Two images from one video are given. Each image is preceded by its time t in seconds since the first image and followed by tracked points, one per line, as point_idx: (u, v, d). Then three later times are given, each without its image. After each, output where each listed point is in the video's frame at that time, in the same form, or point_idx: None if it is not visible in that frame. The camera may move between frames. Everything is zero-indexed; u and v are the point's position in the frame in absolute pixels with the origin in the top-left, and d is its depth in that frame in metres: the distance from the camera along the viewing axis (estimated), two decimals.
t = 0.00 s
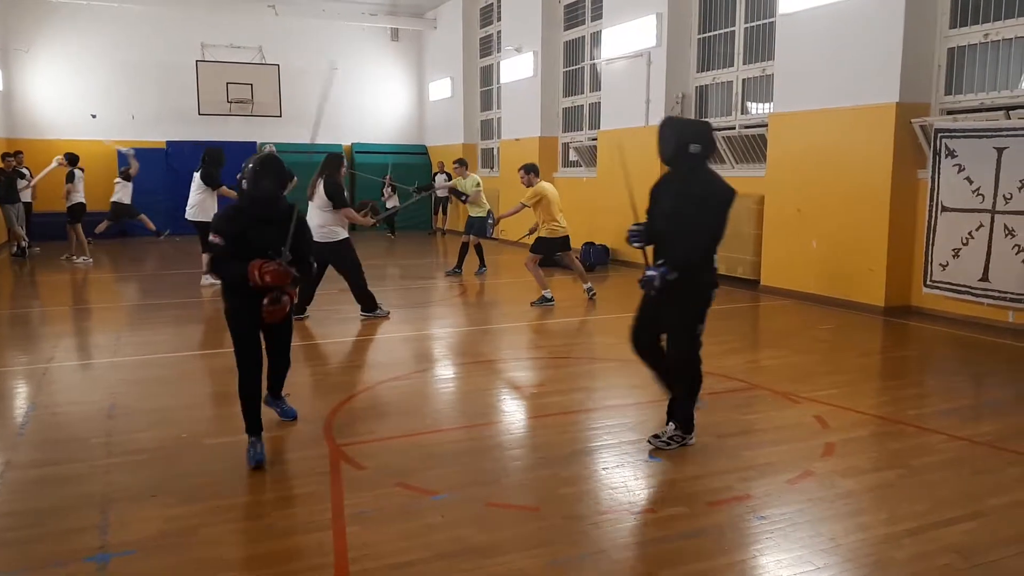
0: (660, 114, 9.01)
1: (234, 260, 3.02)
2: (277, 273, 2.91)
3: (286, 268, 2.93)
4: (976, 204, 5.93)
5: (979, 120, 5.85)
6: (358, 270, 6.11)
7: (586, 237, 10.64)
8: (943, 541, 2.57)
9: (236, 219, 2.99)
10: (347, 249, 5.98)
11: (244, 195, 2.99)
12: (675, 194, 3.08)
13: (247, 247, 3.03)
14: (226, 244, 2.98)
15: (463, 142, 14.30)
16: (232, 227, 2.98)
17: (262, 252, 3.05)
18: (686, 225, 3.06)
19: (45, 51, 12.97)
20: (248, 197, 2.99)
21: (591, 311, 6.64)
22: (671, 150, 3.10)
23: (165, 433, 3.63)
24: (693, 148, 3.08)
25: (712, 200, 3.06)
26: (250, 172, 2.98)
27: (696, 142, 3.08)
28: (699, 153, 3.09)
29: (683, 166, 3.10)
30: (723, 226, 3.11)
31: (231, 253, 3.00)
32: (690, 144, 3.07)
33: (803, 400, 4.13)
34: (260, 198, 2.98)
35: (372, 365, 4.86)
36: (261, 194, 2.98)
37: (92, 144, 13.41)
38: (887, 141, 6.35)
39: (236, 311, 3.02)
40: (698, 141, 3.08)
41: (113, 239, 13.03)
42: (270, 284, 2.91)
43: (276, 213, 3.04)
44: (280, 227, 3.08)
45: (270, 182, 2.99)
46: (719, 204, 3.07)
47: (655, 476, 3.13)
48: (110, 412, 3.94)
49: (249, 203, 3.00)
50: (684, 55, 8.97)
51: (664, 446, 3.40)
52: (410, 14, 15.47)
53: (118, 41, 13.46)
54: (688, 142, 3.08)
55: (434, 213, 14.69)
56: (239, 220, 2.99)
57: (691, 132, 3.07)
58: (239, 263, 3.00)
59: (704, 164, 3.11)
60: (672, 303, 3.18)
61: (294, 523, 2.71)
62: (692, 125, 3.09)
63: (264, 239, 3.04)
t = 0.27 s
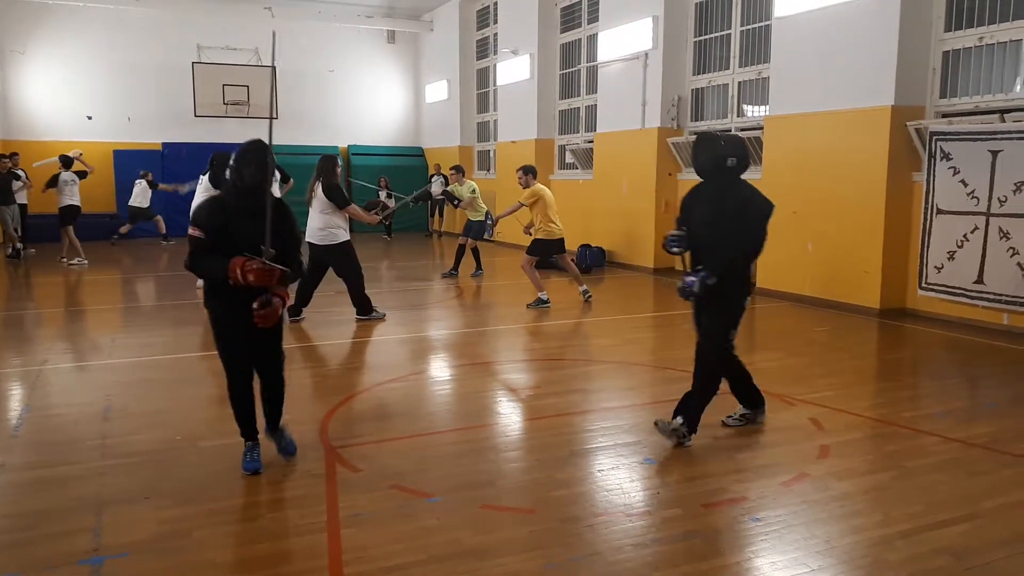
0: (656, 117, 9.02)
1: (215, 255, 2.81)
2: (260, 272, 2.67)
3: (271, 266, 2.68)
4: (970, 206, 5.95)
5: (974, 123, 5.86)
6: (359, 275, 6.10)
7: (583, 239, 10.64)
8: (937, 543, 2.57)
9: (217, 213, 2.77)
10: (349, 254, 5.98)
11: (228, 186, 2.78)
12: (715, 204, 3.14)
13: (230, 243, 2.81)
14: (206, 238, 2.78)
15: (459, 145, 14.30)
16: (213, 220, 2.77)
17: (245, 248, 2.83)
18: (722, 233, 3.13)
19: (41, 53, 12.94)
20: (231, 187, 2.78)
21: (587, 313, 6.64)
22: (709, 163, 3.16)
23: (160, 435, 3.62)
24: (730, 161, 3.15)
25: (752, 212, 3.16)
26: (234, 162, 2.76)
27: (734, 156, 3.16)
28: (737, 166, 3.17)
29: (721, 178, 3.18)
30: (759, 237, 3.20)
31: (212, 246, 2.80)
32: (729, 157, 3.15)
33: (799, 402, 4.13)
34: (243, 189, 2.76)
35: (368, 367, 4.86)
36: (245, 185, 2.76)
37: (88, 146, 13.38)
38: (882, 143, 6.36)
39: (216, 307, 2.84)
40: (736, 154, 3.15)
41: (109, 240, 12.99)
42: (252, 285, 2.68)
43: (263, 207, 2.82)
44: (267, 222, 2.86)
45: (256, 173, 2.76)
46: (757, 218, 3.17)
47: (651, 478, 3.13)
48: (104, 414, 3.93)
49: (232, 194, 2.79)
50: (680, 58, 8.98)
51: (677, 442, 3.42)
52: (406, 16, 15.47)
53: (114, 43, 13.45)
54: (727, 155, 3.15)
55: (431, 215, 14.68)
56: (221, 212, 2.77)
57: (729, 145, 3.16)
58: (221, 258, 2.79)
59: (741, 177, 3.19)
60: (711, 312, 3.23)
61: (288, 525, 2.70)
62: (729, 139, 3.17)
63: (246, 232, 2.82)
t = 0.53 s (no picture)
0: (655, 118, 9.02)
1: (205, 265, 2.54)
2: (260, 280, 2.39)
3: (271, 274, 2.41)
4: (969, 207, 5.95)
5: (972, 124, 5.87)
6: (361, 275, 6.10)
7: (582, 240, 10.64)
8: (935, 544, 2.57)
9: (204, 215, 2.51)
10: (352, 253, 5.96)
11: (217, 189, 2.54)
12: (742, 194, 3.40)
13: (222, 249, 2.56)
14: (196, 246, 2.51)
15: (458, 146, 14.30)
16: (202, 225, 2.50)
17: (238, 255, 2.58)
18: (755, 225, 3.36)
19: (39, 53, 12.94)
20: (221, 191, 2.54)
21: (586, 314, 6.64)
22: (739, 155, 3.37)
23: (158, 436, 3.62)
24: (759, 154, 3.36)
25: (781, 202, 3.34)
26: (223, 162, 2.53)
27: (764, 148, 3.36)
28: (767, 158, 3.37)
29: (751, 170, 3.39)
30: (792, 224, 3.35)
31: (201, 255, 2.53)
32: (757, 150, 3.35)
33: (797, 403, 4.14)
34: (235, 190, 2.53)
35: (367, 368, 4.86)
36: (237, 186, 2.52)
37: (86, 147, 13.38)
38: (881, 144, 6.37)
39: (206, 323, 2.58)
40: (764, 147, 3.35)
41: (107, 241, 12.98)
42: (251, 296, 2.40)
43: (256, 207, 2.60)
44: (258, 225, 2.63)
45: (248, 176, 2.53)
46: (793, 210, 3.34)
47: (651, 479, 3.13)
48: (103, 415, 3.93)
49: (223, 196, 2.55)
50: (679, 59, 8.98)
51: (758, 434, 3.59)
52: (405, 17, 15.46)
53: (113, 44, 13.45)
54: (756, 148, 3.35)
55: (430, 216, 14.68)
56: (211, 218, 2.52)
57: (757, 140, 3.34)
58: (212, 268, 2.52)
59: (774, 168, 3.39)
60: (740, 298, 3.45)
61: (287, 527, 2.70)
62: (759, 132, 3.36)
63: (237, 239, 2.57)
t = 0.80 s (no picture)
0: (663, 120, 9.02)
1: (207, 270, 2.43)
2: (278, 292, 2.34)
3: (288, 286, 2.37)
4: (979, 211, 5.92)
5: (982, 127, 5.84)
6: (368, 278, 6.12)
7: (590, 243, 10.64)
8: (942, 548, 2.56)
9: (209, 219, 2.40)
10: (360, 257, 5.99)
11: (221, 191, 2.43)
12: (780, 201, 3.51)
13: (226, 255, 2.46)
14: (201, 251, 2.40)
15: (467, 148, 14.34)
16: (207, 229, 2.40)
17: (241, 260, 2.49)
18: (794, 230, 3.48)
19: (52, 58, 13.07)
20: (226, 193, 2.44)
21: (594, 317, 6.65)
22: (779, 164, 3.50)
23: (167, 437, 3.65)
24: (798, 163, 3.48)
25: (818, 210, 3.49)
26: (230, 164, 2.43)
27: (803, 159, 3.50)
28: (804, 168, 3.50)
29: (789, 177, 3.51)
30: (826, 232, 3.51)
31: (204, 261, 2.43)
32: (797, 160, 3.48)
33: (804, 406, 4.12)
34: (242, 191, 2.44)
35: (375, 370, 4.88)
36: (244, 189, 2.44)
37: (98, 150, 13.49)
38: (890, 147, 6.35)
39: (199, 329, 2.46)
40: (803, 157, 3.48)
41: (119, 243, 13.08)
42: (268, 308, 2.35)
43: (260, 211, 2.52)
44: (261, 229, 2.54)
45: (257, 179, 2.46)
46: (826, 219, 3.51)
47: (657, 482, 3.13)
48: (113, 416, 3.96)
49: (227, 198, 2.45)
50: (687, 62, 8.98)
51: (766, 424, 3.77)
52: (415, 21, 15.53)
53: (125, 48, 13.56)
54: (796, 158, 3.48)
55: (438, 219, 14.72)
56: (216, 222, 2.41)
57: (798, 148, 3.48)
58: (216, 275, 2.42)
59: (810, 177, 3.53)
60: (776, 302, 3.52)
61: (293, 528, 2.72)
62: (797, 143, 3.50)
63: (241, 244, 2.48)
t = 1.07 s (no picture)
0: (662, 119, 9.01)
1: (201, 275, 2.30)
2: (274, 294, 2.46)
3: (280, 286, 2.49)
4: (976, 211, 5.92)
5: (979, 127, 5.84)
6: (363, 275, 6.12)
7: (588, 241, 10.64)
8: (933, 547, 2.57)
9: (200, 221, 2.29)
10: (355, 253, 6.01)
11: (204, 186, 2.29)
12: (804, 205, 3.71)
13: (220, 258, 2.33)
14: (195, 255, 2.28)
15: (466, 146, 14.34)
16: (200, 232, 2.28)
17: (234, 263, 2.37)
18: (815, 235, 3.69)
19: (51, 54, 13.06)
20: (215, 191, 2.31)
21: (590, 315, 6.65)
22: (803, 171, 3.68)
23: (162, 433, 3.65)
24: (821, 168, 3.67)
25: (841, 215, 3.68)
26: (212, 157, 2.31)
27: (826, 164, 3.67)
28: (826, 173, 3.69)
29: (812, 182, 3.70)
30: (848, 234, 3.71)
31: (197, 266, 2.29)
32: (820, 165, 3.66)
33: (799, 405, 4.13)
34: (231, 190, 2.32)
35: (370, 366, 4.88)
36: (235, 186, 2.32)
37: (96, 146, 13.49)
38: (887, 147, 6.35)
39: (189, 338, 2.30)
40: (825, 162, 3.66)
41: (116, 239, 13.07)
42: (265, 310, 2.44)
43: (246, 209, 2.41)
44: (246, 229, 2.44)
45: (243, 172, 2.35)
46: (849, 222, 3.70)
47: (651, 480, 3.14)
48: (108, 412, 3.97)
49: (216, 197, 2.32)
50: (685, 61, 8.98)
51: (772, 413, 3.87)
52: (414, 18, 15.51)
53: (124, 44, 13.56)
54: (818, 164, 3.66)
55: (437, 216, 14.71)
56: (204, 222, 2.30)
57: (818, 154, 3.66)
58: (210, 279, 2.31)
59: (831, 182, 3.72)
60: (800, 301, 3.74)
61: (286, 524, 2.72)
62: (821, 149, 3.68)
63: (233, 245, 2.37)
